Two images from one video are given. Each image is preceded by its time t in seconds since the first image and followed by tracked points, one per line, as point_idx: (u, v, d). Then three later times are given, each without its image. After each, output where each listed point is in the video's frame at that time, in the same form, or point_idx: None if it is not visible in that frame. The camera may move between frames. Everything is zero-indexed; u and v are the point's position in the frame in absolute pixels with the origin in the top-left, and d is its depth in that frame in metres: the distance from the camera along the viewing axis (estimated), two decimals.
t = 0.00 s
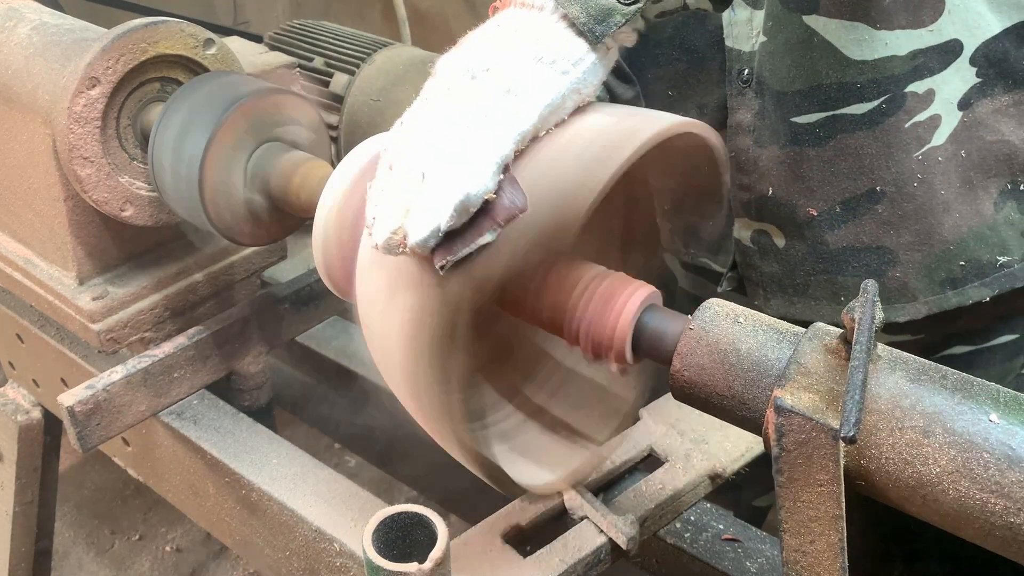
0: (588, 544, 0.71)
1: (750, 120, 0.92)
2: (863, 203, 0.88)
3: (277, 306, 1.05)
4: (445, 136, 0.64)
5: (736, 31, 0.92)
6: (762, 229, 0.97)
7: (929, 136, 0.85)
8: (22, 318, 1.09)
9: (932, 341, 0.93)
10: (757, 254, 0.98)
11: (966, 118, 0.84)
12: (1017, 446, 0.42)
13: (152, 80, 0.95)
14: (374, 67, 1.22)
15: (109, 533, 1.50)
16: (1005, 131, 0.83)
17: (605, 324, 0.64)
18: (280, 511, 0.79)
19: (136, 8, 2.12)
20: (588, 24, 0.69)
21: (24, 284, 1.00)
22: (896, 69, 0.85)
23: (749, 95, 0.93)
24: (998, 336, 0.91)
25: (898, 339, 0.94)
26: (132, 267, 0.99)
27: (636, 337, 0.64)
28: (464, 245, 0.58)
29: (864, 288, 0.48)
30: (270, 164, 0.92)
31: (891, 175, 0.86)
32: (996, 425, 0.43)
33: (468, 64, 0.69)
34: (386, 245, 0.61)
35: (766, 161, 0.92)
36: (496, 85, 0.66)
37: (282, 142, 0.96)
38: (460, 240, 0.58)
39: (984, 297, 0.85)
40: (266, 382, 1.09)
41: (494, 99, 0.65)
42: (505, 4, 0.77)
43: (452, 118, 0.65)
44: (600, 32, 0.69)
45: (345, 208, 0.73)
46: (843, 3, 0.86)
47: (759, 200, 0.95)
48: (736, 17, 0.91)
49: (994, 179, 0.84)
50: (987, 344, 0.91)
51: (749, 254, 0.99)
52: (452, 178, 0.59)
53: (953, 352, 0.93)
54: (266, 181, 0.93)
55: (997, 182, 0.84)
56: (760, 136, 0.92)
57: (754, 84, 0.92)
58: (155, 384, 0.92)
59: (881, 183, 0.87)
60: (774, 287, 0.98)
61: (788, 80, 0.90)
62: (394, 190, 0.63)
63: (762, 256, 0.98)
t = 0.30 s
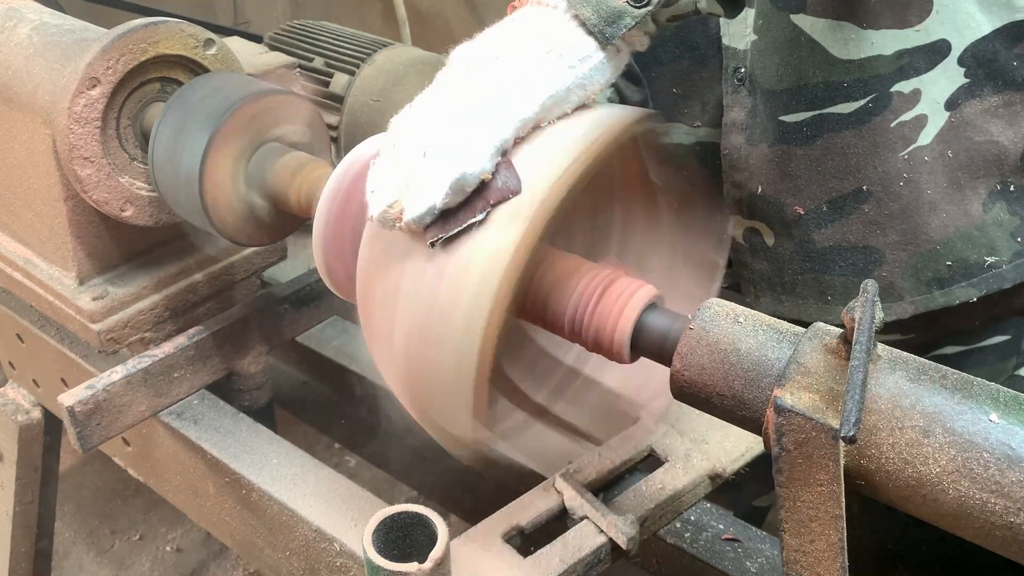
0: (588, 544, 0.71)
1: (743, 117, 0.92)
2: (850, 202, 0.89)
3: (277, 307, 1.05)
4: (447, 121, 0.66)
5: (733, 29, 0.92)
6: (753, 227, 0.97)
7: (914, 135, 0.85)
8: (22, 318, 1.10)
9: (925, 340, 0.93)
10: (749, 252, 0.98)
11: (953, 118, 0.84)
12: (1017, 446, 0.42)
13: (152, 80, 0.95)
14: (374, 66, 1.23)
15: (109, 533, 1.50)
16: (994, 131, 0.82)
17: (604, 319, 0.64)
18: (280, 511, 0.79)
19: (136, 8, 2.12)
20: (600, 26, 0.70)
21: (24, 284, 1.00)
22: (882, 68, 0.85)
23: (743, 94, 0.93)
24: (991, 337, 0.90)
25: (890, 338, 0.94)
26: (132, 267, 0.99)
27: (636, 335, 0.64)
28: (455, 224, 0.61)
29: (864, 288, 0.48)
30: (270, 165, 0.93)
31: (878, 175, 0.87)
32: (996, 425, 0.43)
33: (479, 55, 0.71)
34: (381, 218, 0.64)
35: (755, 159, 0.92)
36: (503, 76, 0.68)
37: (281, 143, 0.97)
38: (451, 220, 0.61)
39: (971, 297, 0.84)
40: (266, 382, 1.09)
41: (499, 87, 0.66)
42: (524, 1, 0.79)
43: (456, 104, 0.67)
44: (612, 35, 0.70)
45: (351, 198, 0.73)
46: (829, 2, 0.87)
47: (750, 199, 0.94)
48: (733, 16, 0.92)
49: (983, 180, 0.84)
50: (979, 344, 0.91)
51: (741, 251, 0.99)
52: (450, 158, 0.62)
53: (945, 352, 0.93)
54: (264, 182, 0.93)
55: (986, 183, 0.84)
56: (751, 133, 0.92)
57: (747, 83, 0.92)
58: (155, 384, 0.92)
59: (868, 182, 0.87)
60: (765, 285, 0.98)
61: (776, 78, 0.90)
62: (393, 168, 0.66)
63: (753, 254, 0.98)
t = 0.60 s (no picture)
0: (588, 544, 0.71)
1: (745, 117, 0.93)
2: (851, 204, 0.89)
3: (276, 307, 1.05)
4: (473, 105, 0.66)
5: (737, 29, 0.93)
6: (754, 227, 0.98)
7: (914, 137, 0.85)
8: (22, 318, 1.10)
9: (922, 340, 0.93)
10: (749, 252, 0.99)
11: (953, 121, 0.84)
12: (1017, 446, 0.42)
13: (152, 80, 0.95)
14: (375, 66, 1.23)
15: (109, 533, 1.50)
16: (996, 134, 0.82)
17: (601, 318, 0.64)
18: (280, 511, 0.79)
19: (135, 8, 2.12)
20: (633, 28, 0.68)
21: (25, 284, 1.00)
22: (884, 71, 0.85)
23: (746, 94, 0.94)
24: (990, 337, 0.90)
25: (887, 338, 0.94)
26: (132, 267, 0.99)
27: (635, 336, 0.64)
28: (475, 206, 0.61)
29: (864, 288, 0.48)
30: (271, 165, 0.93)
31: (879, 177, 0.87)
32: (996, 425, 0.43)
33: (512, 43, 0.70)
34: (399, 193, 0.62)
35: (756, 159, 0.93)
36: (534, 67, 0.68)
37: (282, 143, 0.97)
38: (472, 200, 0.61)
39: (969, 299, 0.84)
40: (266, 382, 1.09)
41: (529, 78, 0.66)
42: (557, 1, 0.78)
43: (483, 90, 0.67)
44: (645, 37, 0.68)
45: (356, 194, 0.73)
46: (833, 2, 0.86)
47: (750, 199, 0.95)
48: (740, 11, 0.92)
49: (984, 182, 0.84)
50: (976, 345, 0.91)
51: (742, 251, 1.00)
52: (475, 140, 0.62)
53: (944, 352, 0.93)
54: (265, 183, 0.93)
55: (987, 185, 0.84)
56: (754, 133, 0.93)
57: (750, 84, 0.93)
58: (155, 384, 0.92)
59: (870, 183, 0.87)
60: (764, 285, 0.99)
61: (779, 79, 0.91)
62: (414, 144, 0.65)
63: (753, 254, 0.99)
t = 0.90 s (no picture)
0: (588, 544, 0.71)
1: (756, 121, 0.93)
2: (864, 210, 0.89)
3: (276, 307, 1.05)
4: (498, 85, 0.67)
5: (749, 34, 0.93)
6: (765, 231, 0.98)
7: (929, 145, 0.85)
8: (22, 318, 1.10)
9: (930, 340, 0.92)
10: (759, 256, 1.00)
11: (965, 128, 0.83)
12: (1017, 446, 0.42)
13: (152, 80, 0.95)
14: (374, 67, 1.23)
15: (109, 533, 1.50)
16: (1007, 140, 0.82)
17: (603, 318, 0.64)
18: (280, 511, 0.79)
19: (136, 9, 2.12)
20: (661, 33, 0.71)
21: (24, 284, 1.00)
22: (900, 78, 0.85)
23: (757, 97, 0.94)
24: (997, 337, 0.91)
25: (893, 339, 0.93)
26: (132, 267, 0.99)
27: (636, 335, 0.64)
28: (484, 173, 0.62)
29: (864, 287, 0.48)
30: (272, 165, 0.93)
31: (894, 184, 0.87)
32: (996, 425, 0.43)
33: (543, 36, 0.73)
34: (411, 153, 0.66)
35: (769, 164, 0.93)
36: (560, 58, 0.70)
37: (281, 143, 0.97)
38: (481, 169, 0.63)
39: (977, 304, 0.86)
40: (266, 382, 1.09)
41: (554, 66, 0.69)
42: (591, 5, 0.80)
43: (509, 73, 0.69)
44: (671, 42, 0.71)
45: (371, 169, 0.74)
46: (852, 9, 0.87)
47: (761, 203, 0.96)
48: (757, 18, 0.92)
49: (994, 189, 0.84)
50: (982, 346, 0.92)
51: (752, 255, 1.00)
52: (494, 112, 0.64)
53: (949, 354, 0.93)
54: (267, 184, 0.93)
55: (997, 192, 0.84)
56: (766, 137, 0.93)
57: (761, 86, 0.93)
58: (155, 385, 0.92)
59: (884, 190, 0.88)
60: (773, 288, 0.99)
61: (795, 83, 0.90)
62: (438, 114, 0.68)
63: (763, 258, 0.99)
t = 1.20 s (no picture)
0: (588, 544, 0.71)
1: (753, 122, 0.94)
2: (862, 213, 0.90)
3: (277, 307, 1.05)
4: (512, 75, 0.68)
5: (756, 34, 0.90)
6: (759, 231, 0.98)
7: (929, 150, 0.85)
8: (22, 318, 1.10)
9: (929, 344, 0.93)
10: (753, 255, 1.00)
11: (964, 135, 0.84)
12: (1017, 446, 0.42)
13: (152, 80, 0.95)
14: (374, 66, 1.23)
15: (109, 533, 1.50)
16: (1005, 148, 0.82)
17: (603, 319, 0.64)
18: (280, 511, 0.79)
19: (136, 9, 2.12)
20: (677, 45, 0.68)
21: (24, 284, 1.00)
22: (902, 84, 0.86)
23: (754, 97, 0.94)
24: (992, 340, 0.91)
25: (890, 339, 0.92)
26: (132, 267, 0.99)
27: (636, 336, 0.64)
28: (490, 159, 0.63)
29: (864, 287, 0.48)
30: (272, 165, 0.93)
31: (892, 189, 0.87)
32: (996, 425, 0.43)
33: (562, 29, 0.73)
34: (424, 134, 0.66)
35: (767, 164, 0.94)
36: (576, 53, 0.69)
37: (282, 143, 0.97)
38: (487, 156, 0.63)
39: (970, 310, 0.85)
40: (266, 382, 1.09)
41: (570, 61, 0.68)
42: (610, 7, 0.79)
43: (524, 63, 0.69)
44: (686, 54, 0.68)
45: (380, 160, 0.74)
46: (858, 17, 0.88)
47: (757, 203, 0.96)
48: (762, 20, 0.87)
49: (991, 197, 0.83)
50: (980, 347, 0.91)
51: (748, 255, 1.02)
52: (505, 101, 0.64)
53: (948, 355, 0.93)
54: (267, 184, 0.93)
55: (993, 199, 0.83)
56: (762, 139, 0.94)
57: (760, 87, 0.94)
58: (154, 385, 0.92)
59: (881, 195, 0.88)
60: (768, 289, 1.00)
61: (797, 87, 0.92)
62: (455, 97, 0.68)
63: (757, 258, 0.99)
